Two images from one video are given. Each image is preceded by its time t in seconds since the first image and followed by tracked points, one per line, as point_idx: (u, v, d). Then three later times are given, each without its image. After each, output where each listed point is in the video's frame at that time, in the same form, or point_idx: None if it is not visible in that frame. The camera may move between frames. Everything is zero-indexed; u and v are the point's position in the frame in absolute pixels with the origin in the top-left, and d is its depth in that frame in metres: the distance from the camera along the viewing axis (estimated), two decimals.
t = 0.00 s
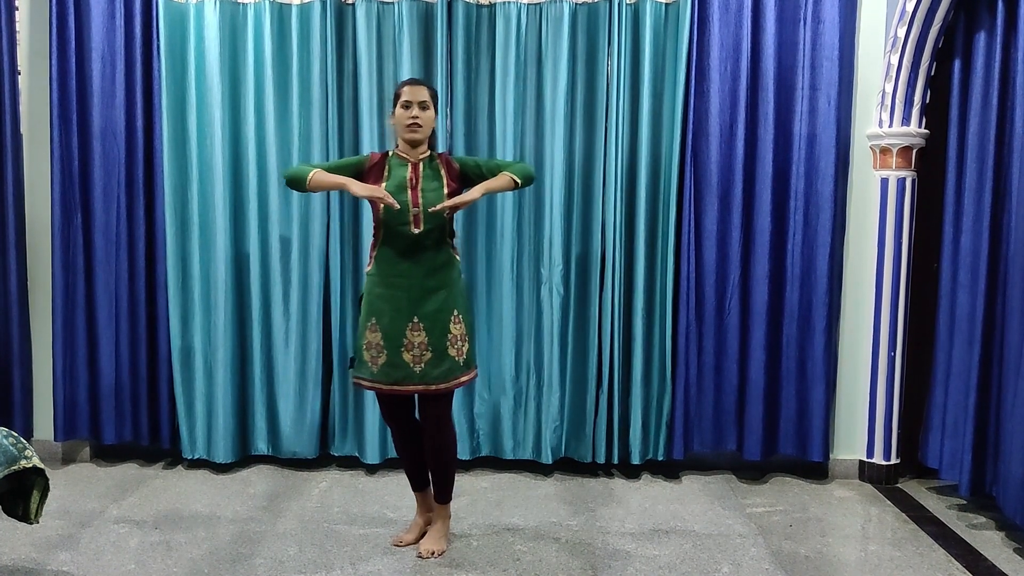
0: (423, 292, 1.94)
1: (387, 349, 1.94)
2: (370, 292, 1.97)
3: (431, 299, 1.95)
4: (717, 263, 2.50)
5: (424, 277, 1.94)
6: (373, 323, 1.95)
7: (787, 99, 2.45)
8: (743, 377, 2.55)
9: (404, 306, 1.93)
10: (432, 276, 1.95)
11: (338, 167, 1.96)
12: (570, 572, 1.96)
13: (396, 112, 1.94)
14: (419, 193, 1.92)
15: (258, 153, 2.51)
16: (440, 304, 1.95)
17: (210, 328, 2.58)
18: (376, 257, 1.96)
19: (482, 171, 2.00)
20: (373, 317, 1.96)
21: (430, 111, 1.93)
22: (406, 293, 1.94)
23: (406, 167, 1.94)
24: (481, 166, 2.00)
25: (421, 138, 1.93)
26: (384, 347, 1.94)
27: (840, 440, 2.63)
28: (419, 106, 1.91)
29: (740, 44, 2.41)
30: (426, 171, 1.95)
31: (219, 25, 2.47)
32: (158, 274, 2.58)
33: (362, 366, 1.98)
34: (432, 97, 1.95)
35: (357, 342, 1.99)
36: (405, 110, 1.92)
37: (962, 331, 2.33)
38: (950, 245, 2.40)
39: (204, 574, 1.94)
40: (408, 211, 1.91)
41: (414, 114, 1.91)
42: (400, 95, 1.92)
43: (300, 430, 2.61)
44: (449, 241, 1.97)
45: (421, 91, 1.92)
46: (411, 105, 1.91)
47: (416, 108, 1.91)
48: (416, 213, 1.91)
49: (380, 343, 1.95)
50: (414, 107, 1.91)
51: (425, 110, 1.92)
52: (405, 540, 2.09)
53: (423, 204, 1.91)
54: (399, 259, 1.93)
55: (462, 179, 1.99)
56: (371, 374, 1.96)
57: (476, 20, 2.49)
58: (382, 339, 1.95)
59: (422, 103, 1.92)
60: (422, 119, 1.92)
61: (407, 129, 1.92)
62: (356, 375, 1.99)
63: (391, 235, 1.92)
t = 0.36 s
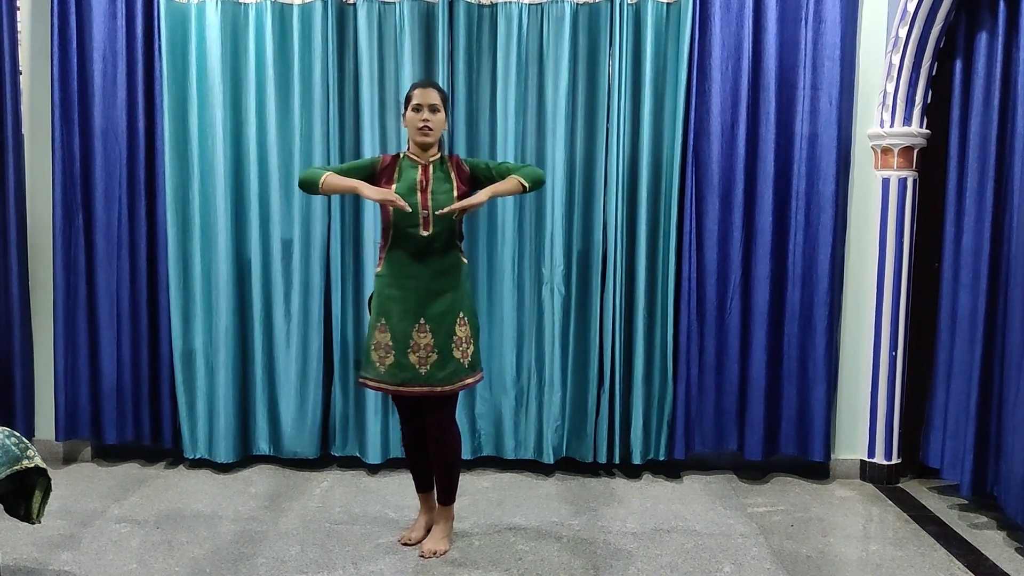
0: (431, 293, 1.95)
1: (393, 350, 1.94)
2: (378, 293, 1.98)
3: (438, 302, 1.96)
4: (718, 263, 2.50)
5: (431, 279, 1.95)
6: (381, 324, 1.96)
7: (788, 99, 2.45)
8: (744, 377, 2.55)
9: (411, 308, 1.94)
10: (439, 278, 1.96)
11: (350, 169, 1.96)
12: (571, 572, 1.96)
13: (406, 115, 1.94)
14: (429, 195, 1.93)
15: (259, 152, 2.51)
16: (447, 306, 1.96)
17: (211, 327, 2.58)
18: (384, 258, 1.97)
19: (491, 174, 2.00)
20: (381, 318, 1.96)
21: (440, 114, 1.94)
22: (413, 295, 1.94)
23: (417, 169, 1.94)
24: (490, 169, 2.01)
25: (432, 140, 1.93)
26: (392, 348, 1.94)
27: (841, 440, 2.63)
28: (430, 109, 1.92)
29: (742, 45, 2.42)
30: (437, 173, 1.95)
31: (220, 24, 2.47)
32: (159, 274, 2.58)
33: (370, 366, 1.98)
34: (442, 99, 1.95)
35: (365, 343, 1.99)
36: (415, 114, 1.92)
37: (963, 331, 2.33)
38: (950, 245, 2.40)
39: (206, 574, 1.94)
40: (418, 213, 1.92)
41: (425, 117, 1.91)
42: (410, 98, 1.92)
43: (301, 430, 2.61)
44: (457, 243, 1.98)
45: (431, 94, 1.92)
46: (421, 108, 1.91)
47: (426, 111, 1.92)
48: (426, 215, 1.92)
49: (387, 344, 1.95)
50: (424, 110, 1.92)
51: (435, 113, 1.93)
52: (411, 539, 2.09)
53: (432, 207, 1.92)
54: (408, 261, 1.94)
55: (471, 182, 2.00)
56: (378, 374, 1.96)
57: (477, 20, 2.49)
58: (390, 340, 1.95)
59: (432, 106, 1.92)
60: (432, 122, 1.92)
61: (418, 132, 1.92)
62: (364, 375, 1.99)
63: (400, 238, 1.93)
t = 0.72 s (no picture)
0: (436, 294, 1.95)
1: (397, 350, 1.95)
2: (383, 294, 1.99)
3: (442, 302, 1.96)
4: (718, 262, 2.50)
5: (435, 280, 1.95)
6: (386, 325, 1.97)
7: (788, 99, 2.45)
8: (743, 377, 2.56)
9: (415, 309, 1.95)
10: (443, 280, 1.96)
11: (353, 176, 1.97)
12: (571, 572, 1.96)
13: (409, 117, 1.94)
14: (432, 199, 1.92)
15: (258, 152, 2.51)
16: (451, 306, 1.96)
17: (211, 327, 2.58)
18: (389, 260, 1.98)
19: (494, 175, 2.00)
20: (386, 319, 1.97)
21: (443, 117, 1.94)
22: (417, 296, 1.95)
23: (420, 172, 1.94)
24: (492, 170, 2.00)
25: (434, 143, 1.93)
26: (396, 348, 1.95)
27: (841, 440, 2.63)
28: (432, 112, 1.91)
29: (741, 45, 2.42)
30: (440, 176, 1.95)
31: (219, 24, 2.47)
32: (159, 274, 2.58)
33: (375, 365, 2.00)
34: (444, 101, 1.94)
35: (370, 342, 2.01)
36: (418, 116, 1.92)
37: (963, 331, 2.33)
38: (950, 245, 2.40)
39: (205, 574, 1.94)
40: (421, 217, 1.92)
41: (427, 120, 1.91)
42: (413, 99, 1.92)
43: (300, 430, 2.61)
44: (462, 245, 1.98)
45: (433, 97, 1.91)
46: (423, 111, 1.91)
47: (428, 114, 1.92)
48: (428, 220, 1.92)
49: (392, 344, 1.96)
50: (426, 112, 1.92)
51: (438, 116, 1.93)
52: (412, 538, 2.09)
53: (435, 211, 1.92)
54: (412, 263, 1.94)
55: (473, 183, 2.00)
56: (383, 373, 1.98)
57: (476, 20, 2.49)
58: (394, 341, 1.96)
59: (434, 109, 1.92)
60: (434, 124, 1.92)
61: (420, 135, 1.92)
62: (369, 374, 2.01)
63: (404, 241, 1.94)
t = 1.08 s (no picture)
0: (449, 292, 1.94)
1: (413, 348, 1.95)
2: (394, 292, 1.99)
3: (454, 299, 1.95)
4: (716, 262, 2.50)
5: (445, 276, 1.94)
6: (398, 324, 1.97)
7: (786, 98, 2.45)
8: (742, 376, 2.55)
9: (428, 307, 1.94)
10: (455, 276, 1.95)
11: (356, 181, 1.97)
12: (569, 572, 1.96)
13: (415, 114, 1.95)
14: (438, 195, 1.90)
15: (256, 151, 2.51)
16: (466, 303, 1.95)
17: (209, 326, 2.58)
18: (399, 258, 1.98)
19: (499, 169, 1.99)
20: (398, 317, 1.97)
21: (448, 114, 1.94)
22: (428, 294, 1.94)
23: (425, 170, 1.93)
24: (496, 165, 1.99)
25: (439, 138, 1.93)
26: (412, 346, 1.95)
27: (839, 440, 2.63)
28: (437, 109, 1.92)
29: (740, 43, 2.41)
30: (446, 173, 1.93)
31: (217, 23, 2.47)
32: (157, 273, 2.58)
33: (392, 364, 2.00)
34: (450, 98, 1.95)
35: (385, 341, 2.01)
36: (423, 113, 1.93)
37: (962, 330, 2.33)
38: (949, 244, 2.40)
39: (203, 573, 1.94)
40: (427, 214, 1.90)
41: (432, 117, 1.92)
42: (418, 98, 1.93)
43: (298, 429, 2.61)
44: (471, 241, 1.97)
45: (438, 92, 1.92)
46: (428, 108, 1.92)
47: (433, 111, 1.92)
48: (434, 216, 1.90)
49: (406, 342, 1.96)
50: (431, 109, 1.92)
51: (442, 113, 1.93)
52: (410, 539, 2.08)
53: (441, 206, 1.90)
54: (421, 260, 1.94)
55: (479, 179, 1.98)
56: (400, 371, 1.98)
57: (475, 19, 2.49)
58: (409, 339, 1.96)
59: (439, 105, 1.92)
60: (439, 121, 1.92)
61: (425, 132, 1.92)
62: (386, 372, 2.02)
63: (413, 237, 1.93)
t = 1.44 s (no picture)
0: (491, 295, 1.94)
1: (453, 352, 1.95)
2: (434, 296, 1.98)
3: (497, 302, 1.95)
4: (714, 262, 2.50)
5: (488, 280, 1.94)
6: (437, 328, 1.96)
7: (784, 99, 2.45)
8: (740, 376, 2.55)
9: (471, 311, 1.94)
10: (498, 280, 1.95)
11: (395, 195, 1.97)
12: (566, 572, 1.96)
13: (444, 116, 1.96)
14: (477, 198, 1.91)
15: (254, 152, 2.51)
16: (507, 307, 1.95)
17: (207, 327, 2.58)
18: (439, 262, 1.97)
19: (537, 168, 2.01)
20: (437, 321, 1.96)
21: (476, 112, 1.95)
22: (471, 297, 1.94)
23: (461, 174, 1.94)
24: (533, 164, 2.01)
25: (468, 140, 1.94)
26: (451, 350, 1.95)
27: (837, 440, 2.63)
28: (465, 108, 1.93)
29: (738, 44, 2.41)
30: (483, 174, 1.95)
31: (216, 24, 2.47)
32: (155, 274, 2.58)
33: (427, 369, 1.98)
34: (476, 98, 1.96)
35: (421, 346, 1.99)
36: (451, 114, 1.94)
37: (960, 331, 2.33)
38: (947, 245, 2.40)
39: (201, 574, 1.94)
40: (468, 217, 1.91)
41: (460, 117, 1.93)
42: (445, 100, 1.95)
43: (297, 429, 2.61)
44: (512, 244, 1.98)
45: (463, 95, 1.93)
46: (456, 108, 1.93)
47: (461, 111, 1.93)
48: (477, 219, 1.91)
49: (445, 346, 1.95)
50: (459, 109, 1.93)
51: (470, 112, 1.94)
52: (408, 539, 2.09)
53: (482, 206, 1.91)
54: (463, 264, 1.94)
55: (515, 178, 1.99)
56: (436, 377, 1.97)
57: (473, 19, 2.49)
58: (449, 342, 1.95)
59: (467, 105, 1.93)
60: (468, 120, 1.93)
61: (455, 133, 1.94)
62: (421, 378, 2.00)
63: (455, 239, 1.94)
